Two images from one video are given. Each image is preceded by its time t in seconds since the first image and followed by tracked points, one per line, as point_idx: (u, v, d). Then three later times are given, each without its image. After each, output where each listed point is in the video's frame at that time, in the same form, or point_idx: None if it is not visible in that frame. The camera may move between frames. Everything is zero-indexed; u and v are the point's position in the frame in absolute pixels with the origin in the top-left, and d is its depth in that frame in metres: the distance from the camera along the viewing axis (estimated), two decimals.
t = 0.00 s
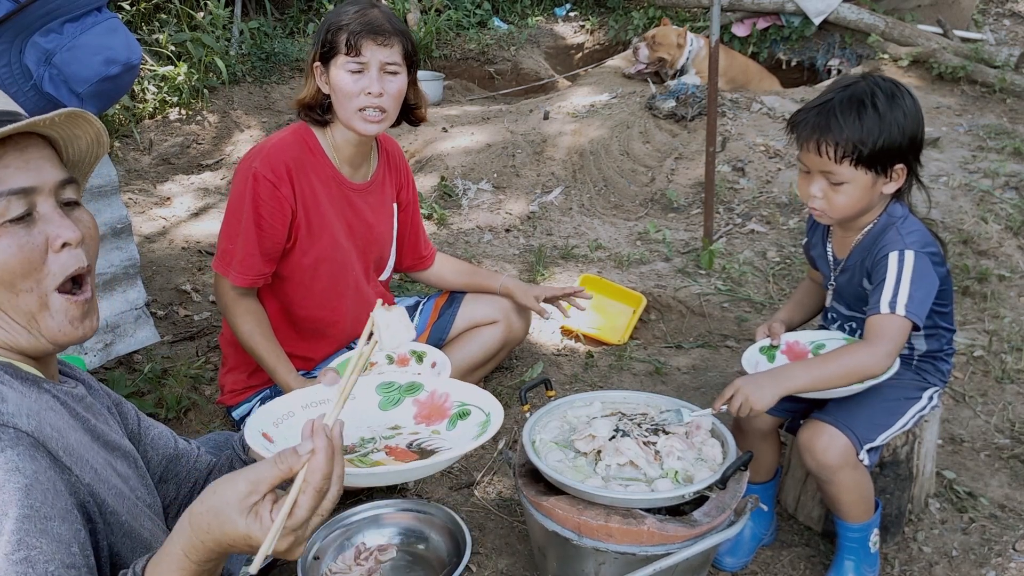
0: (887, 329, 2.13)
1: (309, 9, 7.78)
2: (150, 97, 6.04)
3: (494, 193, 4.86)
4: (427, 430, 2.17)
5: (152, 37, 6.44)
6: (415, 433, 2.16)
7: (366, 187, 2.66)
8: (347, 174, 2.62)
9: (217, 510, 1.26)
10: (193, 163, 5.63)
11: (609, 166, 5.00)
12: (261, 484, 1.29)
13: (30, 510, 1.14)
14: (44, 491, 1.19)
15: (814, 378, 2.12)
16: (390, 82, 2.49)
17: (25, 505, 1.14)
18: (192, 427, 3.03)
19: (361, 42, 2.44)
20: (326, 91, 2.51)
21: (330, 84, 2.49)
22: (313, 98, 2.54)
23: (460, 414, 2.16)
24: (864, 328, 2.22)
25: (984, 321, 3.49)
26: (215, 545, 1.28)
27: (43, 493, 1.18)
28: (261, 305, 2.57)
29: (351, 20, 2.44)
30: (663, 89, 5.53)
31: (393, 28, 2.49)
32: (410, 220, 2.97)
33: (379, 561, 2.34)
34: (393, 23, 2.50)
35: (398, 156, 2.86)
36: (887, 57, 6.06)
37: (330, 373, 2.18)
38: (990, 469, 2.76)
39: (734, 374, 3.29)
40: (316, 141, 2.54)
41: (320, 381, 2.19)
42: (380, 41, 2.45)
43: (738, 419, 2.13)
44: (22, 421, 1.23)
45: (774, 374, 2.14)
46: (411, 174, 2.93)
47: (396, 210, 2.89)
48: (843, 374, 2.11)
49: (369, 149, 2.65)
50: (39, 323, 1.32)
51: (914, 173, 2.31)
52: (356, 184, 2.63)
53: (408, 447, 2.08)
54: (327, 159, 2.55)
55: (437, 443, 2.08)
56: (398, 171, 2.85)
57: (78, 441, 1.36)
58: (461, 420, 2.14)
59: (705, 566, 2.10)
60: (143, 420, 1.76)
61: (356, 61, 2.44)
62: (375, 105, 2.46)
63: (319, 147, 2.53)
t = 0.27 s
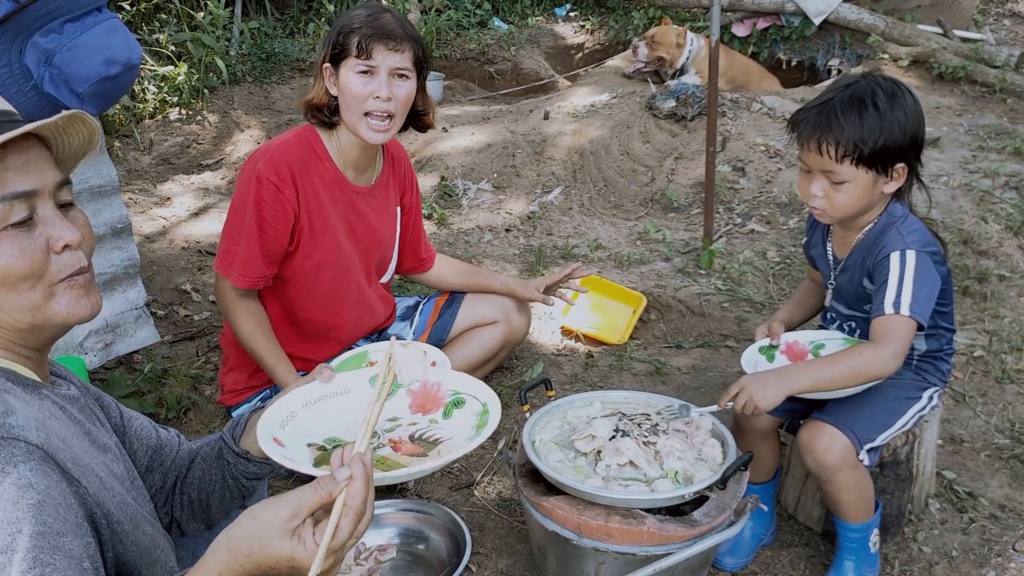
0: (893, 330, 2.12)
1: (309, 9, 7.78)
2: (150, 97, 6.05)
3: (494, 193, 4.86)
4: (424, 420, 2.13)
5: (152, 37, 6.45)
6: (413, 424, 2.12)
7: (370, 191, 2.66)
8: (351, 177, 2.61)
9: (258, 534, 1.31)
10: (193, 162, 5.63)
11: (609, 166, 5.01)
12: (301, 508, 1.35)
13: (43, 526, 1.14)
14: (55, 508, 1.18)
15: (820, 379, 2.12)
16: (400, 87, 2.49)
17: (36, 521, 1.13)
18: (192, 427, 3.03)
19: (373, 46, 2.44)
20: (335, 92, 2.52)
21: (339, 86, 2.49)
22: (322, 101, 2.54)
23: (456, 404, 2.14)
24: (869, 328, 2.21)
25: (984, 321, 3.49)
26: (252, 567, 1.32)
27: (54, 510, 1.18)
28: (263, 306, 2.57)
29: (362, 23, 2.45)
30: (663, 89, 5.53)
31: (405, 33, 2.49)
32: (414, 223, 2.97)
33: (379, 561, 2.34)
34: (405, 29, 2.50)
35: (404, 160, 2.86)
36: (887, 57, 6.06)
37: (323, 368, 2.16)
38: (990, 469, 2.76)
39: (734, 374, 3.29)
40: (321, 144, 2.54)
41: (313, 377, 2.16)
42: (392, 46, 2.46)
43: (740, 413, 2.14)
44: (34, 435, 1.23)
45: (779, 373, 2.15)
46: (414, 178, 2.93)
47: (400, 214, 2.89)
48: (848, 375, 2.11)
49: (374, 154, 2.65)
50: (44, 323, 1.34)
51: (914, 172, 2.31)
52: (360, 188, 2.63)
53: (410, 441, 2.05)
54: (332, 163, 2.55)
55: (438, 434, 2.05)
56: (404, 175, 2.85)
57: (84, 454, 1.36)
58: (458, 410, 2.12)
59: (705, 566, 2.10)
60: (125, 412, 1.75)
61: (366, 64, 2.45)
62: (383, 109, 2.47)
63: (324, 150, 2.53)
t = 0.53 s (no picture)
0: (895, 330, 2.12)
1: (309, 9, 7.77)
2: (150, 97, 6.05)
3: (494, 193, 4.85)
4: (373, 412, 2.18)
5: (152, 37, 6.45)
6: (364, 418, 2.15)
7: (375, 195, 2.66)
8: (357, 181, 2.61)
9: (293, 517, 1.41)
10: (193, 163, 5.63)
11: (609, 166, 5.01)
12: (327, 488, 1.45)
13: (83, 541, 1.20)
14: (92, 520, 1.25)
15: (821, 378, 2.12)
16: (411, 95, 2.50)
17: (76, 536, 1.20)
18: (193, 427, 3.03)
19: (387, 53, 2.44)
20: (346, 96, 2.52)
21: (351, 90, 2.50)
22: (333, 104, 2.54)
23: (403, 395, 2.20)
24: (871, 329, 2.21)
25: (984, 321, 3.50)
26: (291, 548, 1.43)
27: (93, 522, 1.24)
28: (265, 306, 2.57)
29: (376, 27, 2.45)
30: (663, 89, 5.54)
31: (421, 42, 2.49)
32: (417, 226, 2.97)
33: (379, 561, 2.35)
34: (420, 37, 2.50)
35: (409, 164, 2.86)
36: (887, 57, 6.06)
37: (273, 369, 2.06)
38: (990, 469, 2.76)
39: (734, 374, 3.29)
40: (328, 147, 2.53)
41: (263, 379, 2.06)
42: (406, 54, 2.46)
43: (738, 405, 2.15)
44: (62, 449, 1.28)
45: (783, 368, 2.16)
46: (420, 182, 2.93)
47: (404, 217, 2.89)
48: (849, 375, 2.11)
49: (381, 158, 2.65)
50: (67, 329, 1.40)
51: (915, 172, 2.31)
52: (365, 192, 2.63)
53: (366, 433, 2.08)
54: (339, 166, 2.55)
55: (392, 426, 2.11)
56: (408, 178, 2.85)
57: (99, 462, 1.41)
58: (404, 401, 2.19)
59: (704, 566, 2.10)
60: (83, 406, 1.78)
61: (379, 70, 2.45)
62: (394, 116, 2.47)
63: (331, 153, 2.53)
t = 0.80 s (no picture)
0: (897, 335, 2.11)
1: (310, 9, 7.76)
2: (150, 97, 6.06)
3: (494, 193, 4.85)
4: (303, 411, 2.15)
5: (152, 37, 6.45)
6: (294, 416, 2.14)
7: (377, 197, 2.66)
8: (359, 182, 2.61)
9: (289, 459, 1.52)
10: (193, 162, 5.63)
11: (609, 166, 5.01)
12: (311, 430, 1.59)
13: (111, 532, 1.22)
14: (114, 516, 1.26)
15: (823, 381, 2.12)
16: (417, 98, 2.51)
17: (105, 528, 1.21)
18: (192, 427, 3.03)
19: (394, 55, 2.46)
20: (351, 97, 2.52)
21: (356, 93, 2.50)
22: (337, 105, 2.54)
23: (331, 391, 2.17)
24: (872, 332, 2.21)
25: (984, 321, 3.50)
26: (296, 490, 1.52)
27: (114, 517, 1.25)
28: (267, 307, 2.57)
29: (383, 32, 2.47)
30: (663, 89, 5.54)
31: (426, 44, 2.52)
32: (418, 228, 2.98)
33: (379, 561, 2.35)
34: (425, 40, 2.52)
35: (411, 165, 2.86)
36: (887, 57, 6.06)
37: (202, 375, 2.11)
38: (990, 469, 2.77)
39: (734, 374, 3.29)
40: (331, 148, 2.53)
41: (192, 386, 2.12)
42: (413, 56, 2.48)
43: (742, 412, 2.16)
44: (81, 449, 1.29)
45: (784, 371, 2.15)
46: (421, 183, 2.93)
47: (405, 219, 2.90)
48: (852, 378, 2.11)
49: (384, 160, 2.65)
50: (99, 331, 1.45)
51: (911, 173, 2.30)
52: (368, 193, 2.63)
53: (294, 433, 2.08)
54: (342, 167, 2.55)
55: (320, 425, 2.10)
56: (410, 180, 2.86)
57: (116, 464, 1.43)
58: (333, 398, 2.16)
59: (704, 566, 2.11)
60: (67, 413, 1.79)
61: (386, 73, 2.47)
62: (399, 120, 2.48)
63: (334, 154, 2.53)
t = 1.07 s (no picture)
0: (897, 336, 2.11)
1: (310, 9, 7.77)
2: (151, 97, 6.07)
3: (494, 193, 4.86)
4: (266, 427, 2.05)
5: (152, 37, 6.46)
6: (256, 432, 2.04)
7: (376, 195, 2.66)
8: (358, 180, 2.61)
9: (257, 424, 1.47)
10: (193, 162, 5.63)
11: (609, 166, 5.01)
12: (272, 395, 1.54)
13: (102, 525, 1.21)
14: (105, 511, 1.26)
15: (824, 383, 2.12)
16: (420, 96, 2.55)
17: (96, 521, 1.21)
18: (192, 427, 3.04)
19: (398, 54, 2.48)
20: (352, 96, 2.52)
21: (357, 91, 2.50)
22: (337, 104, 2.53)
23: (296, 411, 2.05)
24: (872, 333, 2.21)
25: (984, 321, 3.50)
26: (271, 452, 1.47)
27: (105, 512, 1.25)
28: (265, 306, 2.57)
29: (385, 30, 2.47)
30: (663, 89, 5.54)
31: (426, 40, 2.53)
32: (417, 227, 2.98)
33: (379, 561, 2.35)
34: (424, 36, 2.54)
35: (409, 165, 2.86)
36: (887, 57, 6.07)
37: (172, 382, 2.05)
38: (990, 469, 2.76)
39: (734, 374, 3.29)
40: (329, 147, 2.53)
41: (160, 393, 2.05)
42: (416, 54, 2.51)
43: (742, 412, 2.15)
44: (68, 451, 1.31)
45: (785, 372, 2.14)
46: (420, 183, 2.93)
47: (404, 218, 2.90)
48: (854, 378, 2.10)
49: (383, 158, 2.65)
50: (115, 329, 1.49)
51: (910, 173, 2.30)
52: (366, 192, 2.63)
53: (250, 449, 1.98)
54: (340, 165, 2.55)
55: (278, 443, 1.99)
56: (408, 179, 2.86)
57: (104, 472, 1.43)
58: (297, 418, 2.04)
59: (705, 566, 2.10)
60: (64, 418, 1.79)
61: (389, 72, 2.48)
62: (403, 117, 2.50)
63: (332, 153, 2.53)
